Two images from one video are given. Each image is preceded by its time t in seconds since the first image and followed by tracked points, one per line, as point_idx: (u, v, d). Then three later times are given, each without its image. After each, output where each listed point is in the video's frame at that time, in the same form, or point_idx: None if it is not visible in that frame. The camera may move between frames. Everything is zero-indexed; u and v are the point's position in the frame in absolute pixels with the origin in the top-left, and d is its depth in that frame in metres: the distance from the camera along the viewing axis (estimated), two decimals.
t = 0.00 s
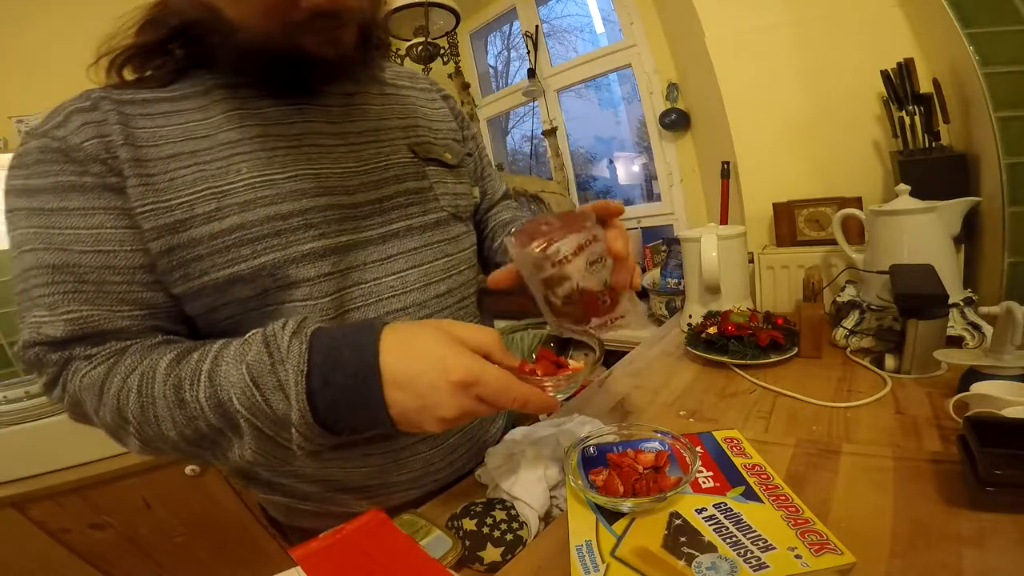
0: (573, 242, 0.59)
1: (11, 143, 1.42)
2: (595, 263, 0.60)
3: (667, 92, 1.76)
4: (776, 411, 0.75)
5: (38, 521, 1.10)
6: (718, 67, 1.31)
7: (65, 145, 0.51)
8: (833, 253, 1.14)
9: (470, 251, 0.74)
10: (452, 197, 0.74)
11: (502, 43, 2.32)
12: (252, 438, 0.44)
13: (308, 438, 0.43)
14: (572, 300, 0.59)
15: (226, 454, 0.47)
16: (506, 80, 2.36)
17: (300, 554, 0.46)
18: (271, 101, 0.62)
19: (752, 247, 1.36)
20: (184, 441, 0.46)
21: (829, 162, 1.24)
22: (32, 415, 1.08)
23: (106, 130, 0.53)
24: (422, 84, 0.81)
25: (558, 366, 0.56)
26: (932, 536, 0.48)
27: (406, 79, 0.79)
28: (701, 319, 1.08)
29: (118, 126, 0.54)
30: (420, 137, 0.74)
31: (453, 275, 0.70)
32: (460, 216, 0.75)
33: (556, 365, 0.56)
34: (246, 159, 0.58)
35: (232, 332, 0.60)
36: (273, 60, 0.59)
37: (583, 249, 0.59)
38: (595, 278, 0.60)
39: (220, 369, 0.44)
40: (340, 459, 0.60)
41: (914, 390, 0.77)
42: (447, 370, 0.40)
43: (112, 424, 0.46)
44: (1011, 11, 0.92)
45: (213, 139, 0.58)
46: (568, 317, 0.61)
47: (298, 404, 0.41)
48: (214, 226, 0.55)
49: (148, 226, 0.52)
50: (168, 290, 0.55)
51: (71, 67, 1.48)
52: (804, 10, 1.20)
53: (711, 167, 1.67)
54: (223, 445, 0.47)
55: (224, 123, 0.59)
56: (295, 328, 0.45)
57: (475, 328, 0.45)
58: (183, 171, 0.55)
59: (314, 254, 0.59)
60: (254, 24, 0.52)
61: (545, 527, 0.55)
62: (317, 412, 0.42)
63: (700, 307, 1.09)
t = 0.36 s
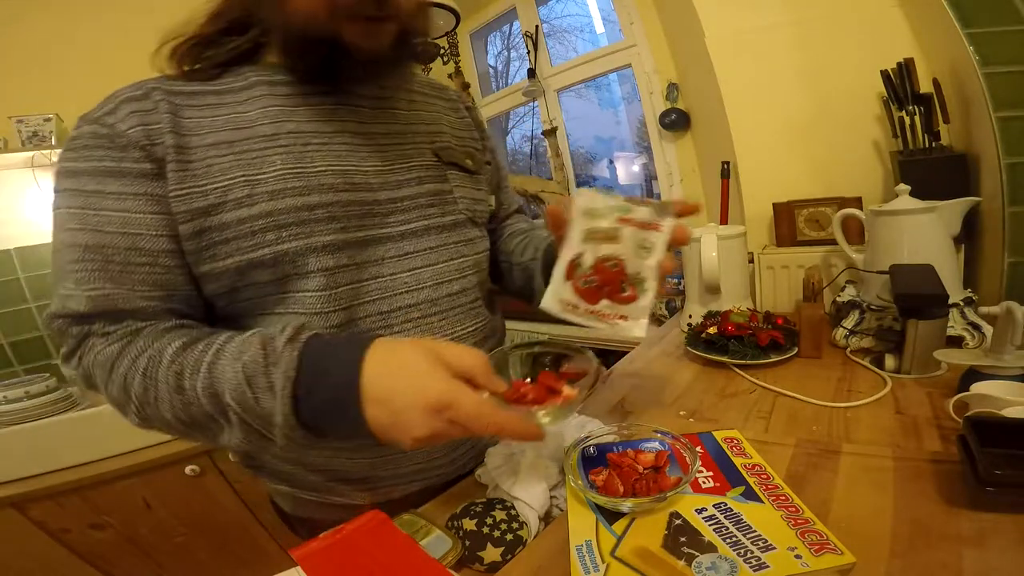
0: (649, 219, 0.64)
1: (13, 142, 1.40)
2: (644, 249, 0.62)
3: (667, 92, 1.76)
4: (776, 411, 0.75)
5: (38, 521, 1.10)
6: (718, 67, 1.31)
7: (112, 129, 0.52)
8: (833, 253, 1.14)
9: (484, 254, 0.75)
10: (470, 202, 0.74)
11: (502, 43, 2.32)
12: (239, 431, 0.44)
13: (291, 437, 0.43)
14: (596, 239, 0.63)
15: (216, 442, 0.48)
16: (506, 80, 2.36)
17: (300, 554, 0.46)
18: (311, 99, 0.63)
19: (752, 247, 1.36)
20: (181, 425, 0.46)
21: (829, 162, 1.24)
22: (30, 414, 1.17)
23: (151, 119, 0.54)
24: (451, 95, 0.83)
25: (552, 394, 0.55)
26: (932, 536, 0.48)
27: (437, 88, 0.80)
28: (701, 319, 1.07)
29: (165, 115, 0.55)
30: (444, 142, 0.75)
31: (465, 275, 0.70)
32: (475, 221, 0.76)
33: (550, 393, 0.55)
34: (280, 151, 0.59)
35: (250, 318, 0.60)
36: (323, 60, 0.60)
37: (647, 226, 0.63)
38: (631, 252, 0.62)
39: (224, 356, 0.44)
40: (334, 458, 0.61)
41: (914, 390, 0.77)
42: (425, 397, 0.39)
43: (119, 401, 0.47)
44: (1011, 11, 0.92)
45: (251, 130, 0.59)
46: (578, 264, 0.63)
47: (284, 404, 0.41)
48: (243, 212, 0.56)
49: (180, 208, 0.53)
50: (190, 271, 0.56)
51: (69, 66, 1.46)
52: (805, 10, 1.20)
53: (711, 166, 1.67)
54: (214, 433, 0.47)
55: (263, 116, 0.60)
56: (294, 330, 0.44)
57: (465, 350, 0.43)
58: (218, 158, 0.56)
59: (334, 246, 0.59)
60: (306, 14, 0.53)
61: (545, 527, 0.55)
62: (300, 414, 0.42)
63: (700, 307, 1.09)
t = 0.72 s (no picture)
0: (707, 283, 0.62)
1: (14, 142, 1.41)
2: (681, 299, 0.62)
3: (667, 92, 1.76)
4: (776, 411, 0.75)
5: (38, 521, 1.10)
6: (718, 66, 1.31)
7: (183, 110, 0.57)
8: (833, 253, 1.14)
9: (497, 258, 0.76)
10: (492, 209, 0.76)
11: (502, 43, 2.32)
12: (228, 415, 0.46)
13: (269, 433, 0.44)
14: (651, 261, 0.62)
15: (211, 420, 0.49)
16: (506, 80, 2.35)
17: (300, 554, 0.46)
18: (360, 98, 0.67)
19: (752, 247, 1.36)
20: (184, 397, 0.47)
21: (829, 162, 1.24)
22: (30, 415, 1.17)
23: (219, 104, 0.59)
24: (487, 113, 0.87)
25: (534, 452, 0.51)
26: (932, 536, 0.48)
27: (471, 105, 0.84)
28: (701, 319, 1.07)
29: (231, 101, 0.60)
30: (473, 150, 0.78)
31: (477, 275, 0.70)
32: (495, 228, 0.77)
33: (533, 450, 0.51)
34: (325, 142, 0.63)
35: (275, 296, 0.63)
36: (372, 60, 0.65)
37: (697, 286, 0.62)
38: (668, 293, 0.61)
39: (230, 340, 0.45)
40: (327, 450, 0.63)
41: (914, 390, 0.77)
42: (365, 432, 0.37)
43: (138, 365, 0.48)
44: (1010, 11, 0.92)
45: (302, 122, 0.63)
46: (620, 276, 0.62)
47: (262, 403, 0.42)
48: (287, 192, 0.59)
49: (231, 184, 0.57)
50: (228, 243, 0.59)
51: (68, 66, 1.45)
52: (805, 10, 1.20)
53: (711, 166, 1.67)
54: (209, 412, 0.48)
55: (315, 111, 0.64)
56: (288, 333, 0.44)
57: (432, 386, 0.40)
58: (271, 142, 0.60)
59: (358, 233, 0.62)
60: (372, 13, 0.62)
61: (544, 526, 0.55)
62: (278, 416, 0.43)
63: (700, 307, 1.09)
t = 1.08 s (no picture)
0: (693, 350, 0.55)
1: (14, 142, 1.40)
2: (661, 355, 0.56)
3: (667, 92, 1.76)
4: (776, 411, 0.75)
5: (39, 521, 1.10)
6: (718, 66, 1.31)
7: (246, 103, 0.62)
8: (833, 253, 1.14)
9: (515, 256, 0.79)
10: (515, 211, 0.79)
11: (502, 44, 2.32)
12: (269, 404, 0.48)
13: (307, 428, 0.46)
14: (649, 307, 0.56)
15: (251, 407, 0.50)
16: (506, 80, 2.35)
17: (300, 553, 0.46)
18: (401, 101, 0.72)
19: (752, 248, 1.36)
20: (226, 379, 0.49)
21: (829, 162, 1.24)
22: (30, 415, 1.17)
23: (278, 101, 0.64)
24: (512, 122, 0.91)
25: (554, 470, 0.48)
26: (932, 536, 0.48)
27: (497, 115, 0.89)
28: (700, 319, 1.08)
29: (288, 97, 0.65)
30: (498, 154, 0.82)
31: (496, 269, 0.73)
32: (517, 229, 0.80)
33: (554, 467, 0.48)
34: (370, 138, 0.67)
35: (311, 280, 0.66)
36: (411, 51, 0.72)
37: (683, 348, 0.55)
38: (649, 345, 0.55)
39: (276, 333, 0.46)
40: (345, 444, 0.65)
41: (914, 390, 0.77)
42: (385, 444, 0.39)
43: (186, 342, 0.50)
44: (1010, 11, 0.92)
45: (349, 119, 0.67)
46: (613, 312, 0.57)
47: (302, 401, 0.43)
48: (333, 180, 0.63)
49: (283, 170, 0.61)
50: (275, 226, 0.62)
51: (67, 67, 1.45)
52: (805, 10, 1.20)
53: (711, 166, 1.67)
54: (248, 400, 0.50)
55: (362, 110, 0.68)
56: (330, 332, 0.45)
57: (452, 398, 0.39)
58: (321, 135, 0.65)
59: (394, 221, 0.65)
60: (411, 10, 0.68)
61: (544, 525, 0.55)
62: (315, 413, 0.44)
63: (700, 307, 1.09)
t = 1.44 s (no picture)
0: (711, 354, 0.54)
1: (14, 142, 1.40)
2: (677, 361, 0.54)
3: (667, 92, 1.76)
4: (776, 411, 0.75)
5: (39, 521, 1.10)
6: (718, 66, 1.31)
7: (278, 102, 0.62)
8: (833, 253, 1.14)
9: (529, 254, 0.80)
10: (530, 209, 0.80)
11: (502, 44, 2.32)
12: (311, 411, 0.47)
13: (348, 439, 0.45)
14: (661, 314, 0.55)
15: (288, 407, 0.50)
16: (506, 80, 2.35)
17: (300, 554, 0.46)
18: (423, 102, 0.73)
19: (752, 248, 1.36)
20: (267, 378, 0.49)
21: (829, 162, 1.24)
22: (30, 415, 1.17)
23: (309, 101, 0.65)
24: (525, 123, 0.92)
25: (583, 492, 0.48)
26: (932, 536, 0.48)
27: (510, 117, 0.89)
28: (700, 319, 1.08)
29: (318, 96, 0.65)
30: (513, 153, 0.82)
31: (512, 265, 0.74)
32: (532, 226, 0.81)
33: (583, 490, 0.49)
34: (395, 135, 0.67)
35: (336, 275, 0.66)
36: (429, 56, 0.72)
37: (700, 352, 0.54)
38: (664, 351, 0.54)
39: (323, 338, 0.46)
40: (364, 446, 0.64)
41: (914, 390, 0.77)
42: (413, 457, 0.40)
43: (227, 338, 0.50)
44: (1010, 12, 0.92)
45: (376, 118, 0.67)
46: (625, 320, 0.56)
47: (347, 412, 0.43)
48: (360, 176, 0.64)
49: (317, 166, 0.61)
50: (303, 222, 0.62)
51: (67, 67, 1.45)
52: (805, 10, 1.20)
53: (711, 166, 1.67)
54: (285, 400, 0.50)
55: (387, 109, 0.69)
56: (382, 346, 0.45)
57: (483, 420, 0.39)
58: (349, 132, 0.65)
59: (416, 216, 0.66)
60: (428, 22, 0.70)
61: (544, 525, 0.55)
62: (358, 424, 0.43)
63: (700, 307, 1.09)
